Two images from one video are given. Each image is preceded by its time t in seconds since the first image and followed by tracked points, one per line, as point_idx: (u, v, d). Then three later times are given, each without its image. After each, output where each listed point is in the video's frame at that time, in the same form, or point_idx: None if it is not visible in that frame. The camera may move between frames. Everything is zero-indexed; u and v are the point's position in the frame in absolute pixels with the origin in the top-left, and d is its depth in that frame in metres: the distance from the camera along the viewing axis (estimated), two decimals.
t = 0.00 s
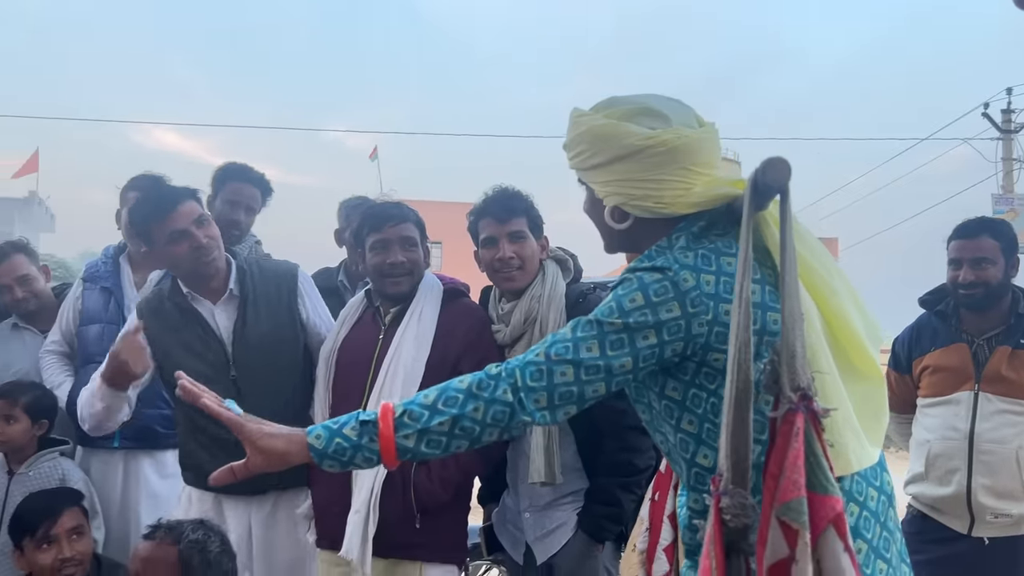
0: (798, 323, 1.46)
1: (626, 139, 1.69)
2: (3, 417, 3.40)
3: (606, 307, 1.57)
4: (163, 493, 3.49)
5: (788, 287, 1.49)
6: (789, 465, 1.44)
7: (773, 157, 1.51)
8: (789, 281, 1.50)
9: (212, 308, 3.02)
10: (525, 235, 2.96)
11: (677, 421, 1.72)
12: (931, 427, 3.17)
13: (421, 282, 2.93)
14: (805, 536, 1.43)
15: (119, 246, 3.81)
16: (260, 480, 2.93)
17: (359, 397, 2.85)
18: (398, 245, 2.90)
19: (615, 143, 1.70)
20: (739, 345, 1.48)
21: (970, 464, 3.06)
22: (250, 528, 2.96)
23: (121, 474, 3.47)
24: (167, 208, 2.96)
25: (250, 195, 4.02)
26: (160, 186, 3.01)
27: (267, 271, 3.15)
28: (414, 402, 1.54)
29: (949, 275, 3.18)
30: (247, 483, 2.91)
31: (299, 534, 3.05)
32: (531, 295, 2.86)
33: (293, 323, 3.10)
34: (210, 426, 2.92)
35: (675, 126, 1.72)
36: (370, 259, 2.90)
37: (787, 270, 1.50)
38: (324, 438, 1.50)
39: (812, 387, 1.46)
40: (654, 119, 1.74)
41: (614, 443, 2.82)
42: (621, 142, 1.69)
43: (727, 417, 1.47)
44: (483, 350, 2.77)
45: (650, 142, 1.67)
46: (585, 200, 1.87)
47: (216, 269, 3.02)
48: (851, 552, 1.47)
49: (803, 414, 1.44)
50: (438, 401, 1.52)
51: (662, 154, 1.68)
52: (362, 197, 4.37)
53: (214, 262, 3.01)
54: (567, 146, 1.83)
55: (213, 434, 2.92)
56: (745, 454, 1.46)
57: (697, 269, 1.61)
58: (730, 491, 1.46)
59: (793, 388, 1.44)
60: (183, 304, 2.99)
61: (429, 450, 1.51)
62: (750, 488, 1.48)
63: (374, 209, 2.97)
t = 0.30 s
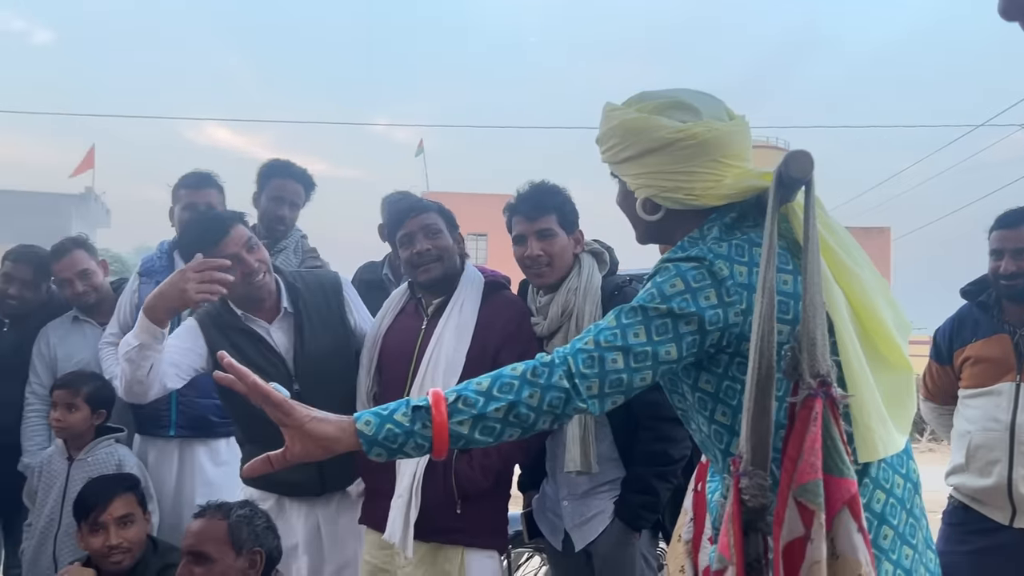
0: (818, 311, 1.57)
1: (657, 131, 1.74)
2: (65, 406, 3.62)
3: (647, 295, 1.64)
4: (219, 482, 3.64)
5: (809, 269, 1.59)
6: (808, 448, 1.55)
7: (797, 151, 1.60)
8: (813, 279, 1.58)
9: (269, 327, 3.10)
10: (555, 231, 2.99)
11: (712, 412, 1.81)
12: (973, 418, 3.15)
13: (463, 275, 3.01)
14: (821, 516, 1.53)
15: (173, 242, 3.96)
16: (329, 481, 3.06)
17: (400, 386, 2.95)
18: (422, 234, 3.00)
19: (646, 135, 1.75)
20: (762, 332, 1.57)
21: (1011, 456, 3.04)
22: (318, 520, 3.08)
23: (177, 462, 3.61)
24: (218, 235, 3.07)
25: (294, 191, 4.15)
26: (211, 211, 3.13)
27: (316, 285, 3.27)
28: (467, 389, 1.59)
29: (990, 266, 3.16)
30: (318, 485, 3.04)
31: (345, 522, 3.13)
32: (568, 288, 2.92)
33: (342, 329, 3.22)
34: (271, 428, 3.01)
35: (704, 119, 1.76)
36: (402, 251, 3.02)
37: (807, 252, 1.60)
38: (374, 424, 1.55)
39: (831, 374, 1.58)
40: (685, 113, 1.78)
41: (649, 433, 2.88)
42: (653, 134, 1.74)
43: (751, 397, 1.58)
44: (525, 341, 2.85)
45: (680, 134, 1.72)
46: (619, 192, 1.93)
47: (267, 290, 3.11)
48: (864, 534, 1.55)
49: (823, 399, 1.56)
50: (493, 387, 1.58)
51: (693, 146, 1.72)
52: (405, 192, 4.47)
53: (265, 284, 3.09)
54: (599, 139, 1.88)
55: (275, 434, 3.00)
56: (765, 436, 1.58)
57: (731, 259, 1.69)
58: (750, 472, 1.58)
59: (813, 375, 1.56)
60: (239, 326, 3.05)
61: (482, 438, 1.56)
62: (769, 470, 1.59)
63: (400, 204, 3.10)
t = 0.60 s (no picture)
0: (850, 304, 1.61)
1: (716, 114, 1.79)
2: (122, 398, 3.76)
3: (682, 291, 1.67)
4: (267, 471, 3.76)
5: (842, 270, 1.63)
6: (839, 440, 1.56)
7: (825, 147, 1.65)
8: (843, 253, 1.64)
9: (321, 315, 3.23)
10: (586, 231, 2.99)
11: (747, 406, 1.83)
12: (1017, 412, 3.11)
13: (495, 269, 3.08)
14: (854, 507, 1.55)
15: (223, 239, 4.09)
16: (375, 468, 3.14)
17: (439, 379, 3.02)
18: (469, 233, 3.07)
19: (704, 118, 1.80)
20: (792, 324, 1.61)
21: None
22: (362, 507, 3.17)
23: (226, 454, 3.73)
24: (279, 229, 3.16)
25: (332, 187, 4.23)
26: (274, 205, 3.20)
27: (364, 276, 3.37)
28: (508, 388, 1.64)
29: None
30: (363, 471, 3.12)
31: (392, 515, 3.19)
32: (605, 282, 2.95)
33: (392, 322, 3.32)
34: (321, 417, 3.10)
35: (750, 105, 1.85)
36: (446, 247, 3.11)
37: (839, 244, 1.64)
38: (419, 423, 1.60)
39: (862, 365, 1.59)
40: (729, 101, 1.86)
41: (687, 426, 2.90)
42: (712, 117, 1.79)
43: (783, 390, 1.61)
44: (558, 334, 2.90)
45: (739, 115, 1.79)
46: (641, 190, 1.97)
47: (320, 284, 3.23)
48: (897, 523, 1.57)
49: (853, 390, 1.58)
50: (533, 386, 1.62)
51: (750, 128, 1.80)
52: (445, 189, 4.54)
53: (317, 278, 3.21)
54: (637, 134, 1.88)
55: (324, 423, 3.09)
56: (797, 427, 1.60)
57: (765, 254, 1.72)
58: (782, 464, 1.60)
59: (843, 367, 1.58)
60: (292, 313, 3.20)
61: (524, 435, 1.61)
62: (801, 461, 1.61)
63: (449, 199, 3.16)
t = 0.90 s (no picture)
0: (857, 285, 1.60)
1: (746, 90, 1.80)
2: (160, 388, 3.87)
3: (695, 278, 1.68)
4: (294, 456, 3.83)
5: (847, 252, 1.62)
6: (849, 418, 1.55)
7: (823, 131, 1.66)
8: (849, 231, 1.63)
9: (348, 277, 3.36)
10: (606, 222, 3.02)
11: (759, 390, 1.83)
12: None
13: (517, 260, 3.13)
14: (864, 484, 1.54)
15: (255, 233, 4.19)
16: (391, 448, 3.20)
17: (460, 367, 3.07)
18: (495, 225, 3.12)
19: (734, 94, 1.80)
20: (802, 308, 1.60)
21: None
22: (378, 486, 3.23)
23: (259, 441, 3.82)
24: (315, 184, 3.38)
25: (360, 181, 4.30)
26: (314, 163, 3.41)
27: (393, 249, 3.47)
28: (526, 376, 1.67)
29: None
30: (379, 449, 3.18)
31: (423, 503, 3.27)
32: (626, 273, 2.97)
33: (417, 300, 3.41)
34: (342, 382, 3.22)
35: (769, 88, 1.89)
36: (472, 237, 3.15)
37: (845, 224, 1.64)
38: (438, 410, 1.64)
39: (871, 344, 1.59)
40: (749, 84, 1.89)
41: (706, 415, 2.91)
42: (742, 94, 1.80)
43: (790, 376, 1.61)
44: (575, 321, 2.95)
45: (767, 93, 1.81)
46: (655, 176, 1.96)
47: (347, 245, 3.38)
48: (909, 500, 1.54)
49: (862, 369, 1.57)
50: (550, 375, 1.65)
51: (777, 105, 1.82)
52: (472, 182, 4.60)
53: (344, 238, 3.36)
54: (663, 113, 1.85)
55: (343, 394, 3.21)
56: (806, 408, 1.61)
57: (778, 240, 1.72)
58: (791, 442, 1.61)
59: (851, 347, 1.58)
60: (321, 273, 3.35)
61: (541, 423, 1.65)
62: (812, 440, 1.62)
63: (477, 190, 3.21)
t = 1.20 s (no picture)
0: (868, 267, 1.57)
1: (762, 76, 1.79)
2: (192, 379, 4.00)
3: (706, 268, 1.69)
4: (317, 446, 3.93)
5: (858, 236, 1.60)
6: (860, 397, 1.52)
7: (833, 117, 1.62)
8: (859, 220, 1.60)
9: (367, 266, 3.49)
10: (621, 218, 3.05)
11: (765, 378, 1.81)
12: None
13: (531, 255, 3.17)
14: (876, 463, 1.49)
15: (282, 229, 4.30)
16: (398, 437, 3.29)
17: (475, 359, 3.13)
18: (510, 222, 3.17)
19: (750, 80, 1.79)
20: (813, 291, 1.57)
21: None
22: (388, 476, 3.32)
23: (286, 432, 3.92)
24: (347, 173, 3.42)
25: (386, 179, 4.39)
26: (348, 150, 3.46)
27: (416, 241, 3.58)
28: (543, 369, 1.69)
29: None
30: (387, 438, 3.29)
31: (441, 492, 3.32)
32: (641, 268, 3.00)
33: (434, 290, 3.50)
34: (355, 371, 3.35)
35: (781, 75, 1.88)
36: (487, 232, 3.21)
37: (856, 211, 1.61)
38: (458, 400, 1.67)
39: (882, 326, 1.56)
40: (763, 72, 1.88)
41: (721, 408, 2.94)
42: (757, 79, 1.79)
43: (803, 354, 1.56)
44: (586, 315, 3.00)
45: (783, 79, 1.80)
46: (669, 162, 1.94)
47: (372, 232, 3.47)
48: (921, 479, 1.50)
49: (873, 350, 1.54)
50: (567, 366, 1.67)
51: (792, 91, 1.81)
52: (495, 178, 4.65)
53: (370, 226, 3.45)
54: (679, 99, 1.83)
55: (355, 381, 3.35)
56: (821, 389, 1.55)
57: (789, 229, 1.72)
58: (804, 423, 1.57)
59: (862, 327, 1.55)
60: (343, 260, 3.46)
61: (558, 413, 1.66)
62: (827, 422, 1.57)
63: (494, 186, 3.25)
